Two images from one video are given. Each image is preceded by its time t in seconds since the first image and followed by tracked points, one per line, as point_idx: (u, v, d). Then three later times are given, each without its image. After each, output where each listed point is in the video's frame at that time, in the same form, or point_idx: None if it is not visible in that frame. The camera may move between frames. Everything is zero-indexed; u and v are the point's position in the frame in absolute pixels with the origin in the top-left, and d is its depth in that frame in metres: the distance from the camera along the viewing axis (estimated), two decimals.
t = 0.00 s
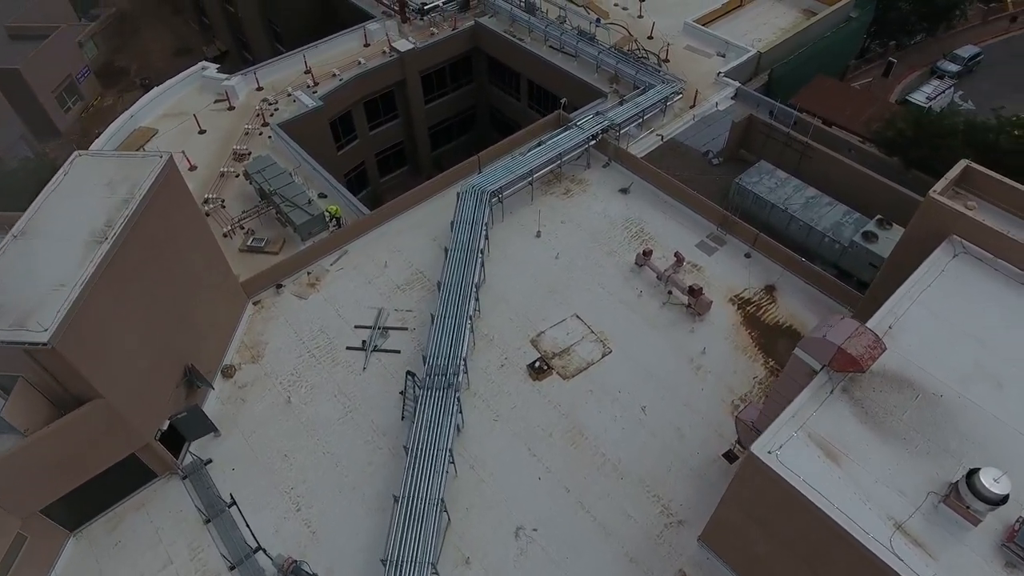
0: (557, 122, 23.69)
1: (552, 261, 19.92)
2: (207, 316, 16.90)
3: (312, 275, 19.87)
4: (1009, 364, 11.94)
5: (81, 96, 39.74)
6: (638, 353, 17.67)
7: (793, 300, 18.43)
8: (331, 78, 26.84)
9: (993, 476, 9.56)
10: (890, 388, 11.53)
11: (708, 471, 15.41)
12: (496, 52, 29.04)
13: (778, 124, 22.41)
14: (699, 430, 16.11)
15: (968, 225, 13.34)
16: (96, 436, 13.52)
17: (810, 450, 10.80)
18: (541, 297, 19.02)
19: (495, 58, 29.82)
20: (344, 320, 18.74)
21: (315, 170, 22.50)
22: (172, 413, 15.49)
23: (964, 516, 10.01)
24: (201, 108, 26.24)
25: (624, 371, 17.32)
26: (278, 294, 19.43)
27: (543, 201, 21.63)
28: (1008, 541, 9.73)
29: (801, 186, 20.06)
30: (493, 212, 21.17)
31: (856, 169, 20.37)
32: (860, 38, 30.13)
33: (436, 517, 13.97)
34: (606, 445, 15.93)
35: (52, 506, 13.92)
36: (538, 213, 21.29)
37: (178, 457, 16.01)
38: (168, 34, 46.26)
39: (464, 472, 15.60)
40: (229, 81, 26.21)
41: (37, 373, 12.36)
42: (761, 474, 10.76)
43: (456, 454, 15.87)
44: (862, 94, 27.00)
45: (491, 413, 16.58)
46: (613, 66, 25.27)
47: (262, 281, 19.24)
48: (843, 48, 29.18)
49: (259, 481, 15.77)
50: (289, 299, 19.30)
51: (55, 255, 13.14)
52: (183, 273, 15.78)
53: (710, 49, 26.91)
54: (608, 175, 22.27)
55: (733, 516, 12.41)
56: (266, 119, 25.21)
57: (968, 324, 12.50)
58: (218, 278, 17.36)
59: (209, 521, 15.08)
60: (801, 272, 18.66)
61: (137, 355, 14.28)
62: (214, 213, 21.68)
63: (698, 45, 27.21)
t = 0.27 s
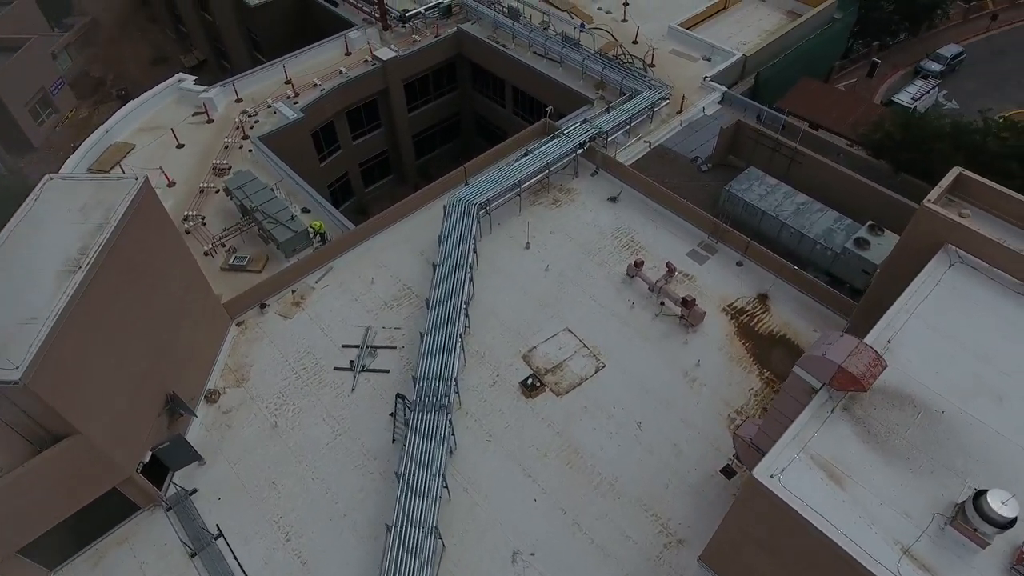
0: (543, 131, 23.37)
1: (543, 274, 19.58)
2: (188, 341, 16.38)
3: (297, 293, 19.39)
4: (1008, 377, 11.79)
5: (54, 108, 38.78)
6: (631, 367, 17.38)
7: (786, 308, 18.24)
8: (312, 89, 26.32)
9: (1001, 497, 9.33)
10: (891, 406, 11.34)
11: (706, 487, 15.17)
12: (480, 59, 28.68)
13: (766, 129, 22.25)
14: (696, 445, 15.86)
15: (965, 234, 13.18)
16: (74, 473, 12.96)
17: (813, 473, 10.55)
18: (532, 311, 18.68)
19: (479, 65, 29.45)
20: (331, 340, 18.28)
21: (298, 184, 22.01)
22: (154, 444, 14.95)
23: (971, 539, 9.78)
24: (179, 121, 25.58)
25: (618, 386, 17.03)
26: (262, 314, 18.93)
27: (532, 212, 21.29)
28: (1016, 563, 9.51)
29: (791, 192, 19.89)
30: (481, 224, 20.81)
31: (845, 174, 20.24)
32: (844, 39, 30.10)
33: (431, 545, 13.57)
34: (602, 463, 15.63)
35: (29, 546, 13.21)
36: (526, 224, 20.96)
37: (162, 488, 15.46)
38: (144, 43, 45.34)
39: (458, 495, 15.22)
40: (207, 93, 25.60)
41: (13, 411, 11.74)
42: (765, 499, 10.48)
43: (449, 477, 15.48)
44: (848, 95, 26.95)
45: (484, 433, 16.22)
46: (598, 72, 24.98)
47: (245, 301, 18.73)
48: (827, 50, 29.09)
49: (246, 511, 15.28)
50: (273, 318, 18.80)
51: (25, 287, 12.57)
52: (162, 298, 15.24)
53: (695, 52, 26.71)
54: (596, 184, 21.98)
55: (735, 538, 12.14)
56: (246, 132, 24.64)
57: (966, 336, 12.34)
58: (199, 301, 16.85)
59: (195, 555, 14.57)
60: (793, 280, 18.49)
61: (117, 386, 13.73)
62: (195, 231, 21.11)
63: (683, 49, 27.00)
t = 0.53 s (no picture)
0: (533, 138, 23.09)
1: (536, 285, 19.27)
2: (173, 363, 15.93)
3: (286, 309, 18.97)
4: (1012, 390, 11.61)
5: (34, 118, 38.03)
6: (628, 380, 17.11)
7: (783, 317, 18.06)
8: (297, 97, 25.87)
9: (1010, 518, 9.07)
10: (895, 422, 11.13)
11: (706, 502, 14.92)
12: (467, 65, 28.34)
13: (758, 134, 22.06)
14: (695, 459, 15.61)
15: (963, 242, 12.97)
16: (56, 506, 12.45)
17: (819, 494, 10.30)
18: (526, 324, 18.37)
19: (467, 71, 29.10)
20: (321, 357, 17.87)
21: (285, 196, 21.58)
22: (140, 470, 14.49)
23: (980, 560, 9.52)
24: (162, 132, 25.05)
25: (615, 399, 16.75)
26: (250, 331, 18.49)
27: (523, 221, 20.99)
28: None
29: (785, 198, 19.71)
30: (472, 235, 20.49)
31: (838, 179, 20.07)
32: (833, 41, 30.03)
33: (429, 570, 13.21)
34: (601, 480, 15.35)
35: None
36: (518, 233, 20.64)
37: (148, 516, 14.99)
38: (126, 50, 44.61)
39: (455, 516, 14.88)
40: (190, 103, 25.09)
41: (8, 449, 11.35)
42: (769, 524, 10.19)
43: (445, 498, 15.14)
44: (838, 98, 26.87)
45: (480, 451, 15.90)
46: (588, 77, 24.67)
47: (232, 319, 18.28)
48: (816, 51, 28.98)
49: (236, 537, 14.85)
50: (261, 336, 18.37)
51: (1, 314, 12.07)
52: (143, 322, 14.71)
53: (685, 56, 26.50)
54: (588, 192, 21.70)
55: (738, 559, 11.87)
56: (231, 143, 24.17)
57: (968, 348, 12.15)
58: (184, 322, 16.40)
59: None
60: (789, 287, 18.31)
61: (95, 417, 13.15)
62: (179, 246, 20.64)
63: (672, 52, 26.78)
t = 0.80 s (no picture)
0: (523, 147, 22.75)
1: (529, 298, 18.91)
2: (157, 389, 15.40)
3: (273, 328, 18.49)
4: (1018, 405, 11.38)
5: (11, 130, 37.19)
6: (625, 395, 16.80)
7: (780, 326, 17.81)
8: (281, 108, 25.35)
9: None
10: (901, 441, 10.88)
11: (707, 520, 14.61)
12: (454, 72, 27.93)
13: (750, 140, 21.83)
14: (695, 475, 15.31)
15: (963, 252, 12.75)
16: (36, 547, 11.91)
17: (826, 520, 10.02)
18: (520, 338, 18.01)
19: (454, 78, 28.69)
20: (310, 377, 17.41)
21: (270, 211, 21.09)
22: (124, 503, 13.97)
23: None
24: (142, 146, 24.45)
25: (612, 415, 16.43)
26: (236, 352, 18.00)
27: (515, 232, 20.62)
28: None
29: (779, 205, 19.48)
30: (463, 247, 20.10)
31: (832, 185, 19.86)
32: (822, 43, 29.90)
33: None
34: (600, 499, 15.02)
35: None
36: (509, 245, 20.27)
37: (133, 550, 14.45)
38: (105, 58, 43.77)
39: (450, 541, 14.48)
40: (171, 115, 24.51)
41: None
42: (777, 552, 9.88)
43: (440, 523, 14.74)
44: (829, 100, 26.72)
45: (475, 472, 15.52)
46: (577, 83, 24.31)
47: (218, 340, 17.79)
48: (806, 53, 28.83)
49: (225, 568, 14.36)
50: (248, 356, 17.88)
51: None
52: (123, 350, 14.14)
53: (675, 60, 26.23)
54: (580, 201, 21.36)
55: None
56: (214, 155, 23.62)
57: (973, 362, 11.92)
58: (167, 345, 15.86)
59: None
60: (786, 296, 18.07)
61: (77, 451, 12.61)
62: (162, 264, 20.09)
63: (661, 56, 26.51)
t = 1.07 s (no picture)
0: (510, 156, 22.42)
1: (520, 312, 18.54)
2: (137, 417, 14.80)
3: (258, 348, 18.00)
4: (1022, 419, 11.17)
5: None
6: (620, 410, 16.48)
7: (775, 336, 17.58)
8: (263, 120, 24.81)
9: None
10: (907, 461, 10.64)
11: (708, 539, 14.31)
12: (439, 79, 27.50)
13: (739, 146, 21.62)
14: (694, 492, 15.01)
15: (964, 264, 12.54)
16: None
17: (834, 546, 9.75)
18: (512, 354, 17.64)
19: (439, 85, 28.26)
20: (297, 400, 16.93)
21: (253, 228, 20.57)
22: (107, 539, 13.39)
23: None
24: (120, 161, 23.82)
25: (608, 431, 16.11)
26: (220, 375, 17.48)
27: (504, 244, 20.26)
28: None
29: (772, 212, 19.27)
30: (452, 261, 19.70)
31: (823, 190, 19.68)
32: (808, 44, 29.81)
33: None
34: (598, 519, 14.68)
35: None
36: (499, 257, 19.90)
37: None
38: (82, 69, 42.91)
39: (446, 568, 14.07)
40: (149, 129, 23.90)
41: None
42: None
43: (435, 549, 14.33)
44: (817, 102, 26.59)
45: (470, 495, 15.13)
46: (564, 89, 23.97)
47: (202, 364, 17.26)
48: (792, 55, 28.70)
49: None
50: (233, 379, 17.37)
51: None
52: (100, 380, 13.50)
53: (661, 64, 25.98)
54: (570, 211, 21.03)
55: None
56: (194, 170, 23.05)
57: (976, 376, 11.70)
58: (145, 370, 15.23)
59: None
60: (780, 305, 17.85)
61: (57, 489, 12.01)
62: (142, 284, 19.53)
63: (648, 60, 26.23)
